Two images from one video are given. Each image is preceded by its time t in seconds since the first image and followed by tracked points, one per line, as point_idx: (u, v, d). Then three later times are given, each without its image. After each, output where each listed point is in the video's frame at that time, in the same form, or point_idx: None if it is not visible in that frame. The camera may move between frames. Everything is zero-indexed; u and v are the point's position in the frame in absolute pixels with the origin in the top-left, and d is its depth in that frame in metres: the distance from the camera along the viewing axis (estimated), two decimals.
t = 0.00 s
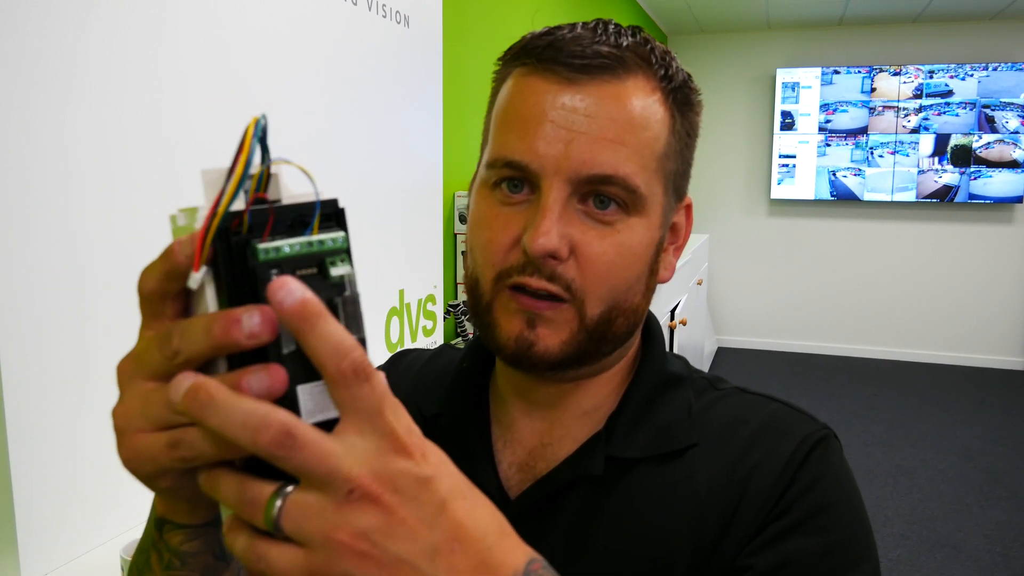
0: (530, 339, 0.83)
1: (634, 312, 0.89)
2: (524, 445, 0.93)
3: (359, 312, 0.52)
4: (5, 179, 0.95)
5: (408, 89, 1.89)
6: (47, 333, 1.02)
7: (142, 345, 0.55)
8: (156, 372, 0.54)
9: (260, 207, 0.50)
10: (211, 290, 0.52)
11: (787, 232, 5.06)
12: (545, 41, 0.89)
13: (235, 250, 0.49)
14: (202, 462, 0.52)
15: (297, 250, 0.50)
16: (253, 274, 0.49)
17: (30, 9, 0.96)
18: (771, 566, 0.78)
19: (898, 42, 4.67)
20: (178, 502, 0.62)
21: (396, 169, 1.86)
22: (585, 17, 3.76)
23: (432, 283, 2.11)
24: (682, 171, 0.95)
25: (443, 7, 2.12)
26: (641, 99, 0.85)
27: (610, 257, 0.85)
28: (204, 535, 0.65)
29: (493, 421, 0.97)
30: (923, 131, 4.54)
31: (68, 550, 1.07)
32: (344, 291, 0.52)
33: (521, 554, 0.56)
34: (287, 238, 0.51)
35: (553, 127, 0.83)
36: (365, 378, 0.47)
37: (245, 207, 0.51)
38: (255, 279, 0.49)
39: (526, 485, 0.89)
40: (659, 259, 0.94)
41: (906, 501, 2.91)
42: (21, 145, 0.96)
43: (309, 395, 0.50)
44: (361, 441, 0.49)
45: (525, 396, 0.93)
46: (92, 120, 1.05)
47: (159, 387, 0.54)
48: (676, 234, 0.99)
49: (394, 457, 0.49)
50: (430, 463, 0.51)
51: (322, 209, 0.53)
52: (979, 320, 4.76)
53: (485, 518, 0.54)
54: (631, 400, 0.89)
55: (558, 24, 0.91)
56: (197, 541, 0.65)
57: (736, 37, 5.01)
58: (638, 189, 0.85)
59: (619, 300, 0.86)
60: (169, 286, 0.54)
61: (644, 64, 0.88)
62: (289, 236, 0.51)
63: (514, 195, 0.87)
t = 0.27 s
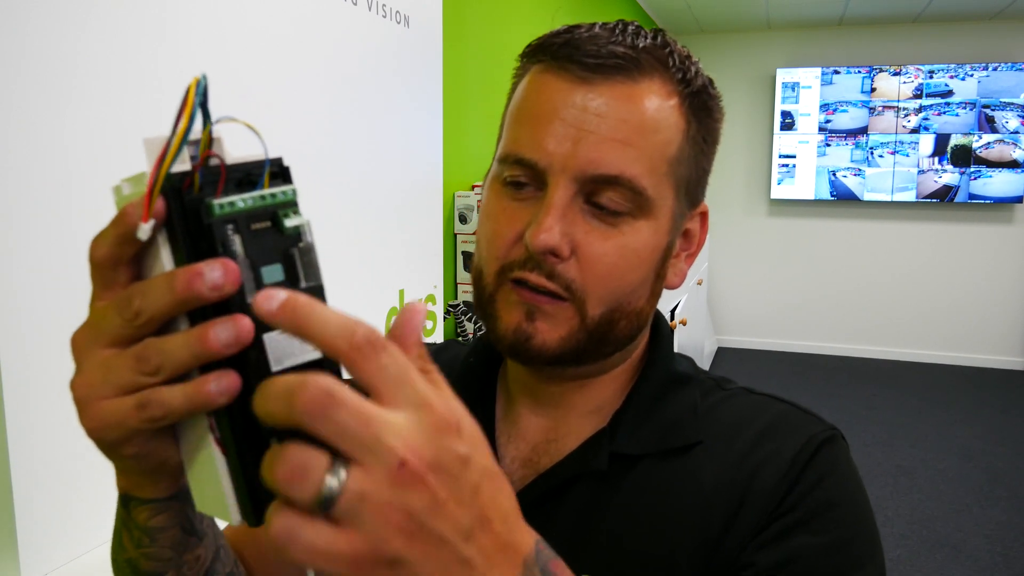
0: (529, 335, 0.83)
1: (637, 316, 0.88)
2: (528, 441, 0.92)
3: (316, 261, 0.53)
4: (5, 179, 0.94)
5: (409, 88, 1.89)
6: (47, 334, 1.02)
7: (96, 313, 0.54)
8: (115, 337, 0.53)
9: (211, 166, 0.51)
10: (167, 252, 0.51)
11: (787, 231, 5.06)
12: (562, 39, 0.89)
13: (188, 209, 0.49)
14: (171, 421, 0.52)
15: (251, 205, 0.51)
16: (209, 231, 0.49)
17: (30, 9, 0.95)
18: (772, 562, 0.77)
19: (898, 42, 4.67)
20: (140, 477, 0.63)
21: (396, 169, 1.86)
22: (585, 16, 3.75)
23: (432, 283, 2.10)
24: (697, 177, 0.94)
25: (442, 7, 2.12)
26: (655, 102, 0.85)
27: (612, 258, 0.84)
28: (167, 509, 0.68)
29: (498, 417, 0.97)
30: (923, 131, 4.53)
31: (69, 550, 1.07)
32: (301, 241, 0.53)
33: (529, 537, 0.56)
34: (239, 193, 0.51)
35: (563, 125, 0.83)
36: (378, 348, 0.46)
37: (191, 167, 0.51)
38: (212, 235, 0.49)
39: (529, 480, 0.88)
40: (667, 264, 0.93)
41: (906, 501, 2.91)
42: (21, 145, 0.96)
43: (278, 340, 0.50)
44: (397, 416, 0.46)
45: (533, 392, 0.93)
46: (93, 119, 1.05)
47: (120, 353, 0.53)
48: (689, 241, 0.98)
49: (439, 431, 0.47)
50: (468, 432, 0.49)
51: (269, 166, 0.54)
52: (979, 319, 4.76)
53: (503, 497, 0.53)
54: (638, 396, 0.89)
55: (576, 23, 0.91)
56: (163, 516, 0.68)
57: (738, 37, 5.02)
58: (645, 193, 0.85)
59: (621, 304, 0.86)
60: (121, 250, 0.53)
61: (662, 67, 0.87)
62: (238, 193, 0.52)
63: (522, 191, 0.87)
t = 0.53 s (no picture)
0: (534, 330, 0.83)
1: (646, 320, 0.88)
2: (534, 440, 0.92)
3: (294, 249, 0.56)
4: (5, 179, 0.94)
5: (409, 87, 1.89)
6: (47, 334, 1.02)
7: (78, 315, 0.54)
8: (99, 338, 0.54)
9: (184, 162, 0.53)
10: (148, 249, 0.53)
11: (787, 232, 5.06)
12: (589, 39, 0.89)
13: (169, 207, 0.51)
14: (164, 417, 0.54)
15: (228, 196, 0.53)
16: (192, 226, 0.51)
17: (30, 9, 0.95)
18: (768, 556, 0.76)
19: (898, 42, 4.67)
20: (123, 481, 0.64)
21: (396, 169, 1.86)
22: (585, 16, 3.75)
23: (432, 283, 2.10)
24: (716, 186, 0.93)
25: (442, 7, 2.11)
26: (676, 107, 0.84)
27: (620, 261, 0.83)
28: (157, 511, 0.69)
29: (504, 416, 0.97)
30: (923, 131, 4.53)
31: (68, 550, 1.06)
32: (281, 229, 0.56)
33: (502, 493, 0.57)
34: (216, 187, 0.54)
35: (581, 124, 0.83)
36: (338, 291, 0.50)
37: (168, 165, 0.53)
38: (194, 230, 0.51)
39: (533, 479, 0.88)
40: (681, 272, 0.92)
41: (906, 502, 2.91)
42: (21, 145, 0.96)
43: (265, 327, 0.54)
44: (362, 358, 0.50)
45: (541, 390, 0.93)
46: (92, 119, 1.04)
47: (105, 353, 0.54)
48: (706, 249, 0.97)
49: (397, 372, 0.51)
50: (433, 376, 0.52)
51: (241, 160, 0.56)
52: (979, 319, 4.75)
53: (475, 449, 0.55)
54: (643, 396, 0.89)
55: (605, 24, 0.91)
56: (151, 518, 0.69)
57: (738, 37, 5.02)
58: (658, 197, 0.84)
59: (628, 306, 0.85)
60: (100, 251, 0.54)
61: (686, 73, 0.87)
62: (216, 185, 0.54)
63: (536, 188, 0.87)
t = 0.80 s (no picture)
0: (534, 329, 0.82)
1: (648, 321, 0.87)
2: (537, 441, 0.91)
3: (286, 256, 0.56)
4: (5, 179, 0.93)
5: (410, 87, 1.88)
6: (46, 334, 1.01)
7: (71, 301, 0.55)
8: (87, 326, 0.54)
9: (186, 162, 0.53)
10: (141, 241, 0.53)
11: (787, 231, 5.05)
12: (595, 39, 0.88)
13: (162, 204, 0.51)
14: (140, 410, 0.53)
15: (225, 199, 0.53)
16: (183, 224, 0.52)
17: (30, 9, 0.95)
18: (769, 562, 0.75)
19: (899, 42, 4.66)
20: (110, 473, 0.63)
21: (395, 169, 1.85)
22: (585, 16, 3.75)
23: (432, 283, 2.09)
24: (722, 189, 0.92)
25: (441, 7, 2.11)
26: (681, 107, 0.84)
27: (623, 261, 0.83)
28: (145, 503, 0.68)
29: (509, 416, 0.96)
30: (923, 131, 4.53)
31: (67, 550, 1.05)
32: (271, 235, 0.55)
33: (500, 499, 0.58)
34: (212, 188, 0.54)
35: (585, 124, 0.82)
36: (368, 296, 0.52)
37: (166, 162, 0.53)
38: (186, 228, 0.52)
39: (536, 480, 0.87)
40: (685, 274, 0.92)
41: (906, 502, 2.90)
42: (21, 145, 0.95)
43: (244, 331, 0.53)
44: (382, 359, 0.52)
45: (545, 391, 0.93)
46: (92, 119, 1.04)
47: (91, 342, 0.55)
48: (712, 251, 0.97)
49: (414, 376, 0.52)
50: (447, 383, 0.53)
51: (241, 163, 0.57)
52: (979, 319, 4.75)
53: (478, 458, 0.55)
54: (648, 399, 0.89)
55: (612, 25, 0.91)
56: (140, 511, 0.68)
57: (739, 37, 5.01)
58: (661, 198, 0.83)
59: (631, 307, 0.85)
60: (97, 241, 0.54)
61: (693, 74, 0.86)
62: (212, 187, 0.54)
63: (540, 188, 0.87)
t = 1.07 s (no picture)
0: (533, 331, 0.81)
1: (648, 322, 0.87)
2: (538, 442, 0.91)
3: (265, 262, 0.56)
4: (5, 179, 0.93)
5: (410, 87, 1.88)
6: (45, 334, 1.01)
7: (51, 306, 0.55)
8: (66, 330, 0.54)
9: (166, 166, 0.54)
10: (119, 244, 0.54)
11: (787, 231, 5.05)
12: (591, 39, 0.88)
13: (142, 207, 0.52)
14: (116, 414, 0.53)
15: (204, 203, 0.54)
16: (160, 227, 0.52)
17: (30, 9, 0.94)
18: (772, 567, 0.75)
19: (899, 42, 4.65)
20: (93, 476, 0.63)
21: (395, 168, 1.84)
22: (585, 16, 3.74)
23: (432, 283, 2.08)
24: (721, 188, 0.92)
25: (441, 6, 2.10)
26: (680, 107, 0.83)
27: (623, 262, 0.82)
28: (131, 509, 0.66)
29: (510, 417, 0.96)
30: (923, 131, 4.52)
31: (68, 550, 1.05)
32: (250, 240, 0.55)
33: (505, 507, 0.60)
34: (192, 192, 0.54)
35: (582, 125, 0.82)
36: (394, 304, 0.53)
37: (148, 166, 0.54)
38: (162, 232, 0.52)
39: (537, 482, 0.86)
40: (684, 275, 0.91)
41: (906, 502, 2.89)
42: (21, 145, 0.94)
43: (220, 336, 0.53)
44: (402, 367, 0.54)
45: (546, 392, 0.92)
46: (92, 119, 1.03)
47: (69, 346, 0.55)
48: (712, 251, 0.96)
49: (432, 386, 0.54)
50: (462, 394, 0.56)
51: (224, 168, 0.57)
52: (979, 319, 4.74)
53: (487, 467, 0.58)
54: (650, 400, 0.88)
55: (609, 24, 0.90)
56: (126, 516, 0.67)
57: (739, 37, 5.01)
58: (660, 199, 0.83)
59: (630, 308, 0.84)
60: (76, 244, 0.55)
61: (691, 73, 0.85)
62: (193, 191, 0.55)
63: (538, 189, 0.86)
